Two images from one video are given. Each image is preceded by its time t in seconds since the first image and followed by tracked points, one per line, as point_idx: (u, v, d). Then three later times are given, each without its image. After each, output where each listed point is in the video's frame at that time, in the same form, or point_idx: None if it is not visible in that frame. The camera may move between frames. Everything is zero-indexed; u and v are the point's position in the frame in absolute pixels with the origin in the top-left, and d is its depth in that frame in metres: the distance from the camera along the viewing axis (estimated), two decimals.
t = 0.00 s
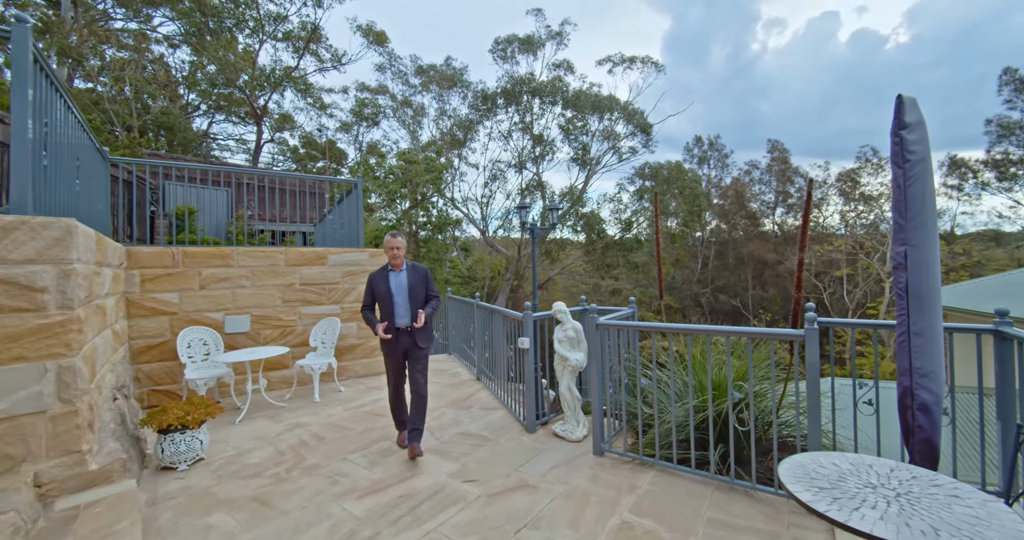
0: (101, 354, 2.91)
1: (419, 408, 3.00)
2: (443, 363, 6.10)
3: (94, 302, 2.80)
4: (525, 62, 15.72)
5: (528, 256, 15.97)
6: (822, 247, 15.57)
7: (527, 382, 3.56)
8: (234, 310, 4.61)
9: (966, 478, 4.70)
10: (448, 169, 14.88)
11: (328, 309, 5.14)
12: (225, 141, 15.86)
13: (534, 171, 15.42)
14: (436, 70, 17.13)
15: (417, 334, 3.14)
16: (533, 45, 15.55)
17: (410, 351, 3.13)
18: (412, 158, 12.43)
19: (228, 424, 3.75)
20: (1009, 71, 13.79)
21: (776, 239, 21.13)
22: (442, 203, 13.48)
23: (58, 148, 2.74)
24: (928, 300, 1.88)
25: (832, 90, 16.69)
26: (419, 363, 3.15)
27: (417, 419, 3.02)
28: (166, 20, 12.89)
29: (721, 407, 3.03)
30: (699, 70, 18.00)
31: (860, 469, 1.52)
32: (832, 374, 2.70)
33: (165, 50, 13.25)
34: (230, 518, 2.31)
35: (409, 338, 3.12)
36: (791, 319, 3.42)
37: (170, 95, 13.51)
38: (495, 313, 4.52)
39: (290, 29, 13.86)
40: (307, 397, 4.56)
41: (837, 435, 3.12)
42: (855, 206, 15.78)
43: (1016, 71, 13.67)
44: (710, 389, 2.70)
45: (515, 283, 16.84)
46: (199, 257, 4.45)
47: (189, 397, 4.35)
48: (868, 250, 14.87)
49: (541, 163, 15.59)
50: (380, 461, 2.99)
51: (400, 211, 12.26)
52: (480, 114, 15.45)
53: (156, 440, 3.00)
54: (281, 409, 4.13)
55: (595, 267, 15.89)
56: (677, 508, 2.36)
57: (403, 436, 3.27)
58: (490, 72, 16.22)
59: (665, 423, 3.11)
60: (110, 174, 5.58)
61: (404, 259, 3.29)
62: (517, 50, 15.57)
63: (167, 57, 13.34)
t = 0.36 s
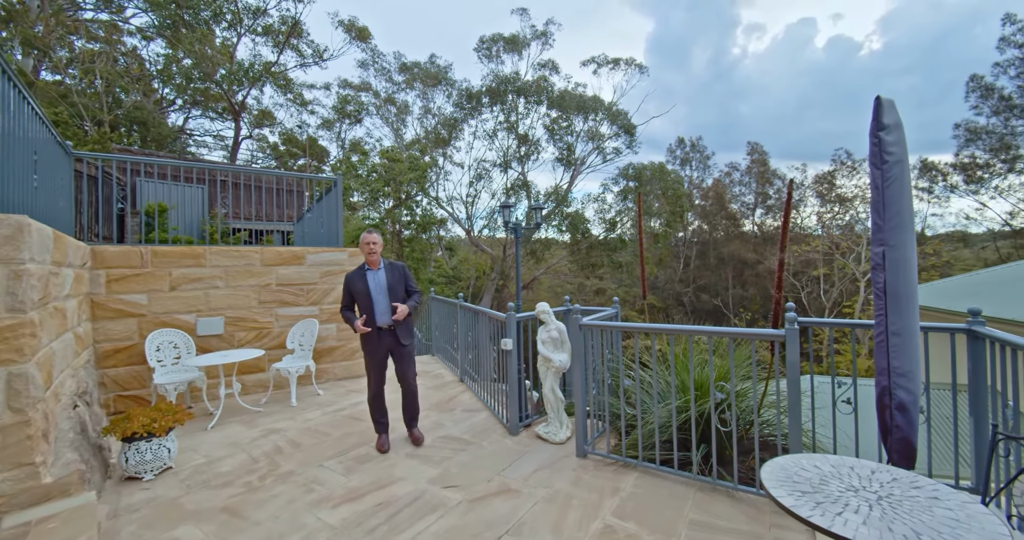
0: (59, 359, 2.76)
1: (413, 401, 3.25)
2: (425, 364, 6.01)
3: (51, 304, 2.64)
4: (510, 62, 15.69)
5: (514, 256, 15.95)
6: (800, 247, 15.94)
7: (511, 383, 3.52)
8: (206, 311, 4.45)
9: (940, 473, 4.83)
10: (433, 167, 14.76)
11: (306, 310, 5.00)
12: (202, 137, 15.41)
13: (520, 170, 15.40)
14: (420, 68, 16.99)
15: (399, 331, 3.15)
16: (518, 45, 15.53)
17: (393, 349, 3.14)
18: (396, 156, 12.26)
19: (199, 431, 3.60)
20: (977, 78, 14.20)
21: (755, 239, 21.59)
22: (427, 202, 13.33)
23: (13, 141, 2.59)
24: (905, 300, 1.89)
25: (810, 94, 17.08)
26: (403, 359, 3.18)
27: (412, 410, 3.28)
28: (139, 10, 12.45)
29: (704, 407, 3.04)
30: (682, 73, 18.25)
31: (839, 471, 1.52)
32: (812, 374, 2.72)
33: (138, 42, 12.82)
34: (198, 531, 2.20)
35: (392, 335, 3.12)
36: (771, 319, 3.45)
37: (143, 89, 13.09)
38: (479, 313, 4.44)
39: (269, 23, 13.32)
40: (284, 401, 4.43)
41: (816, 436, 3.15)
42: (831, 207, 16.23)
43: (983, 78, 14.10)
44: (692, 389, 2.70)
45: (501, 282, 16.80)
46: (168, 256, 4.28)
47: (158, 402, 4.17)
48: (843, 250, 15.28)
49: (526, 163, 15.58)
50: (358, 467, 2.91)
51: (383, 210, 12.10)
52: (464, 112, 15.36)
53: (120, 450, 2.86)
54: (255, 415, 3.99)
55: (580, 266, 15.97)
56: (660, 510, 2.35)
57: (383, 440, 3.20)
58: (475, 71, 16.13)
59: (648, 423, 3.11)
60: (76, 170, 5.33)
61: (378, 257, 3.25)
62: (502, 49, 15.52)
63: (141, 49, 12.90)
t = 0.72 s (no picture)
0: (21, 364, 2.63)
1: (398, 396, 3.45)
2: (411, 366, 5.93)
3: (12, 307, 2.50)
4: (498, 61, 15.65)
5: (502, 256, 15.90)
6: (783, 247, 16.22)
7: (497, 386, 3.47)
8: (182, 313, 4.31)
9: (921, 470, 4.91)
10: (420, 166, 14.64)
11: (287, 312, 4.89)
12: (182, 134, 15.05)
13: (508, 170, 15.36)
14: (407, 66, 16.86)
15: (389, 329, 3.23)
16: (506, 44, 15.50)
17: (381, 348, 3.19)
18: (382, 155, 12.14)
19: (174, 437, 3.48)
20: (952, 83, 14.49)
21: (739, 240, 21.94)
22: (414, 202, 13.21)
23: None
24: (887, 300, 1.90)
25: (792, 98, 17.31)
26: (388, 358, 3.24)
27: (399, 404, 3.46)
28: (116, 3, 12.08)
29: (689, 408, 3.03)
30: (667, 75, 18.48)
31: (825, 474, 1.51)
32: (796, 374, 2.73)
33: (114, 36, 12.46)
34: None
35: (385, 333, 3.17)
36: (755, 319, 3.48)
37: (120, 84, 12.72)
38: (465, 314, 4.40)
39: (253, 18, 13.17)
40: (264, 405, 4.32)
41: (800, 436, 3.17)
42: (813, 209, 16.58)
43: (958, 82, 14.37)
44: (678, 390, 2.70)
45: (488, 282, 16.75)
46: (142, 256, 4.13)
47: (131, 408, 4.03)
48: (825, 251, 15.59)
49: (514, 162, 15.55)
50: (339, 473, 2.83)
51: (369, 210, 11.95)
52: (452, 111, 15.24)
53: (87, 458, 2.74)
54: (234, 419, 3.89)
55: (567, 266, 16.01)
56: (645, 513, 2.33)
57: (364, 444, 3.12)
58: (462, 70, 16.06)
59: (634, 425, 3.10)
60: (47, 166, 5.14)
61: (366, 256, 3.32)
62: (490, 48, 15.48)
63: (117, 43, 12.53)
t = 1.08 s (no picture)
0: None
1: (382, 397, 3.40)
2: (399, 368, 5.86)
3: None
4: (488, 61, 15.60)
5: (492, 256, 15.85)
6: (770, 248, 16.40)
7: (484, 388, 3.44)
8: (162, 315, 4.20)
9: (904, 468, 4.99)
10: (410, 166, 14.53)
11: (271, 313, 4.79)
12: (166, 132, 14.73)
13: (498, 170, 15.32)
14: (397, 64, 16.70)
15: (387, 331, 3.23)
16: (496, 44, 15.45)
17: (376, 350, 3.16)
18: (372, 155, 12.03)
19: (152, 443, 3.38)
20: (933, 87, 14.84)
21: (727, 240, 22.18)
22: (403, 202, 13.09)
23: None
24: (872, 301, 1.90)
25: (779, 101, 17.53)
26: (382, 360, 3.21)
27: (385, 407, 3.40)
28: None
29: (677, 409, 3.03)
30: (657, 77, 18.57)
31: (813, 478, 1.50)
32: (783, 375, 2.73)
33: (95, 31, 12.15)
34: None
35: (383, 335, 3.16)
36: (743, 320, 3.48)
37: (102, 81, 12.42)
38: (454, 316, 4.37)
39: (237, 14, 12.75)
40: (247, 409, 4.23)
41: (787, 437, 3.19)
42: (799, 210, 16.84)
43: (939, 87, 14.71)
44: (666, 392, 2.69)
45: (479, 282, 16.68)
46: (120, 257, 4.01)
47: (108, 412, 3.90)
48: (811, 252, 15.81)
49: (504, 163, 15.50)
50: (322, 479, 2.77)
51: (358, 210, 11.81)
52: (442, 111, 15.14)
53: (59, 466, 2.63)
54: (216, 424, 3.79)
55: (558, 267, 16.03)
56: (633, 516, 2.30)
57: (351, 448, 3.06)
58: (453, 70, 15.98)
59: (623, 427, 3.08)
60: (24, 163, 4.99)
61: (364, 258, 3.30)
62: (480, 48, 15.42)
63: (98, 38, 12.21)
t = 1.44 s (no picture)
0: None
1: (371, 401, 3.34)
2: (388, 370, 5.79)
3: None
4: (480, 62, 15.56)
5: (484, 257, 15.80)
6: (760, 249, 16.56)
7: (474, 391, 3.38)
8: (143, 318, 4.09)
9: (892, 468, 5.04)
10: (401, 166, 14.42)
11: (257, 315, 4.70)
12: (151, 130, 14.45)
13: (490, 171, 15.28)
14: (388, 64, 16.56)
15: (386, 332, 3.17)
16: (487, 45, 15.41)
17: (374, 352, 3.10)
18: (362, 155, 11.93)
19: (131, 450, 3.28)
20: (917, 91, 15.09)
21: (718, 242, 22.37)
22: (394, 202, 12.99)
23: None
24: (862, 302, 1.89)
25: (768, 104, 17.72)
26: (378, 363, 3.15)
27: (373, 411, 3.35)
28: None
29: (668, 411, 3.01)
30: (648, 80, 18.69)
31: (806, 483, 1.48)
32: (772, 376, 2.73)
33: (78, 27, 11.89)
34: None
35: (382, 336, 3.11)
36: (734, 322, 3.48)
37: (85, 78, 12.15)
38: (445, 319, 4.30)
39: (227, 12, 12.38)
40: (231, 414, 4.13)
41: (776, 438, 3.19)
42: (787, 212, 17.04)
43: (922, 92, 15.02)
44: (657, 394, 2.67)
45: (471, 284, 16.62)
46: (99, 257, 3.90)
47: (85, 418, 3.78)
48: (800, 253, 15.99)
49: (496, 163, 15.46)
50: (307, 486, 2.70)
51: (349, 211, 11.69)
52: (434, 111, 15.06)
53: (30, 476, 2.53)
54: (198, 429, 3.70)
55: (550, 268, 16.06)
56: (624, 520, 2.28)
57: (339, 453, 3.00)
58: (445, 70, 15.89)
59: (613, 429, 3.06)
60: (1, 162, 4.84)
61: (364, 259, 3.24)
62: (472, 49, 15.38)
63: (82, 34, 11.94)
